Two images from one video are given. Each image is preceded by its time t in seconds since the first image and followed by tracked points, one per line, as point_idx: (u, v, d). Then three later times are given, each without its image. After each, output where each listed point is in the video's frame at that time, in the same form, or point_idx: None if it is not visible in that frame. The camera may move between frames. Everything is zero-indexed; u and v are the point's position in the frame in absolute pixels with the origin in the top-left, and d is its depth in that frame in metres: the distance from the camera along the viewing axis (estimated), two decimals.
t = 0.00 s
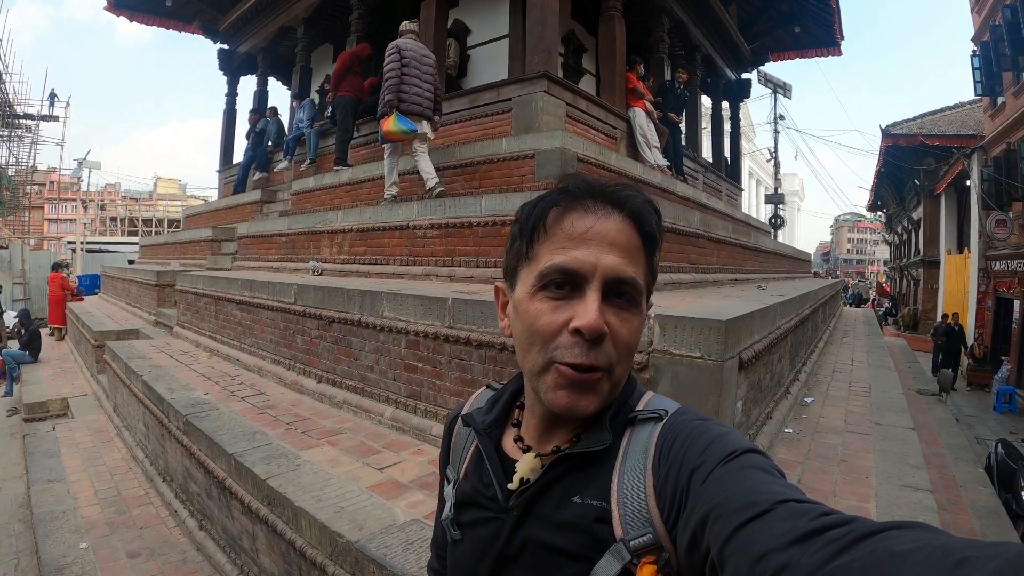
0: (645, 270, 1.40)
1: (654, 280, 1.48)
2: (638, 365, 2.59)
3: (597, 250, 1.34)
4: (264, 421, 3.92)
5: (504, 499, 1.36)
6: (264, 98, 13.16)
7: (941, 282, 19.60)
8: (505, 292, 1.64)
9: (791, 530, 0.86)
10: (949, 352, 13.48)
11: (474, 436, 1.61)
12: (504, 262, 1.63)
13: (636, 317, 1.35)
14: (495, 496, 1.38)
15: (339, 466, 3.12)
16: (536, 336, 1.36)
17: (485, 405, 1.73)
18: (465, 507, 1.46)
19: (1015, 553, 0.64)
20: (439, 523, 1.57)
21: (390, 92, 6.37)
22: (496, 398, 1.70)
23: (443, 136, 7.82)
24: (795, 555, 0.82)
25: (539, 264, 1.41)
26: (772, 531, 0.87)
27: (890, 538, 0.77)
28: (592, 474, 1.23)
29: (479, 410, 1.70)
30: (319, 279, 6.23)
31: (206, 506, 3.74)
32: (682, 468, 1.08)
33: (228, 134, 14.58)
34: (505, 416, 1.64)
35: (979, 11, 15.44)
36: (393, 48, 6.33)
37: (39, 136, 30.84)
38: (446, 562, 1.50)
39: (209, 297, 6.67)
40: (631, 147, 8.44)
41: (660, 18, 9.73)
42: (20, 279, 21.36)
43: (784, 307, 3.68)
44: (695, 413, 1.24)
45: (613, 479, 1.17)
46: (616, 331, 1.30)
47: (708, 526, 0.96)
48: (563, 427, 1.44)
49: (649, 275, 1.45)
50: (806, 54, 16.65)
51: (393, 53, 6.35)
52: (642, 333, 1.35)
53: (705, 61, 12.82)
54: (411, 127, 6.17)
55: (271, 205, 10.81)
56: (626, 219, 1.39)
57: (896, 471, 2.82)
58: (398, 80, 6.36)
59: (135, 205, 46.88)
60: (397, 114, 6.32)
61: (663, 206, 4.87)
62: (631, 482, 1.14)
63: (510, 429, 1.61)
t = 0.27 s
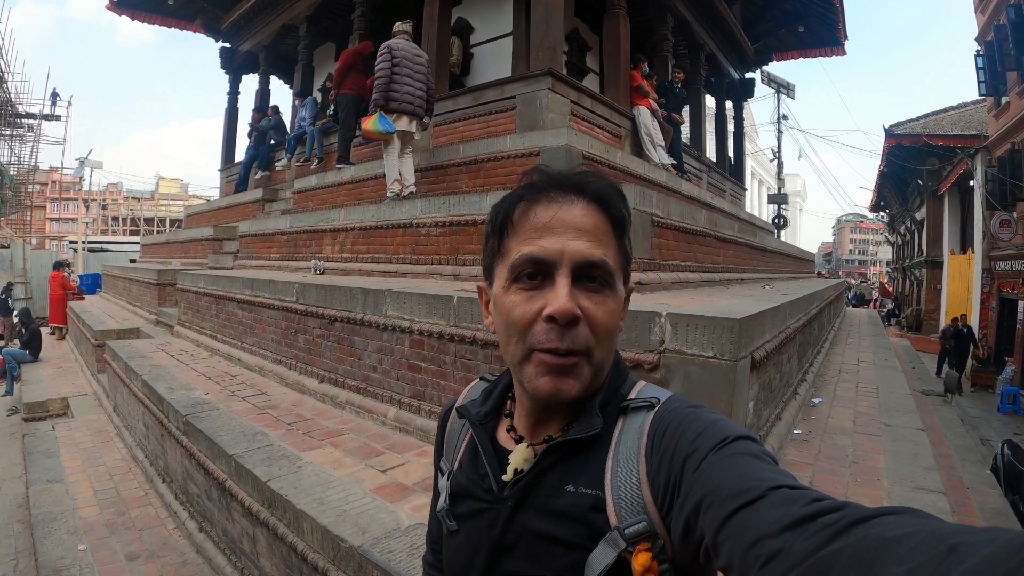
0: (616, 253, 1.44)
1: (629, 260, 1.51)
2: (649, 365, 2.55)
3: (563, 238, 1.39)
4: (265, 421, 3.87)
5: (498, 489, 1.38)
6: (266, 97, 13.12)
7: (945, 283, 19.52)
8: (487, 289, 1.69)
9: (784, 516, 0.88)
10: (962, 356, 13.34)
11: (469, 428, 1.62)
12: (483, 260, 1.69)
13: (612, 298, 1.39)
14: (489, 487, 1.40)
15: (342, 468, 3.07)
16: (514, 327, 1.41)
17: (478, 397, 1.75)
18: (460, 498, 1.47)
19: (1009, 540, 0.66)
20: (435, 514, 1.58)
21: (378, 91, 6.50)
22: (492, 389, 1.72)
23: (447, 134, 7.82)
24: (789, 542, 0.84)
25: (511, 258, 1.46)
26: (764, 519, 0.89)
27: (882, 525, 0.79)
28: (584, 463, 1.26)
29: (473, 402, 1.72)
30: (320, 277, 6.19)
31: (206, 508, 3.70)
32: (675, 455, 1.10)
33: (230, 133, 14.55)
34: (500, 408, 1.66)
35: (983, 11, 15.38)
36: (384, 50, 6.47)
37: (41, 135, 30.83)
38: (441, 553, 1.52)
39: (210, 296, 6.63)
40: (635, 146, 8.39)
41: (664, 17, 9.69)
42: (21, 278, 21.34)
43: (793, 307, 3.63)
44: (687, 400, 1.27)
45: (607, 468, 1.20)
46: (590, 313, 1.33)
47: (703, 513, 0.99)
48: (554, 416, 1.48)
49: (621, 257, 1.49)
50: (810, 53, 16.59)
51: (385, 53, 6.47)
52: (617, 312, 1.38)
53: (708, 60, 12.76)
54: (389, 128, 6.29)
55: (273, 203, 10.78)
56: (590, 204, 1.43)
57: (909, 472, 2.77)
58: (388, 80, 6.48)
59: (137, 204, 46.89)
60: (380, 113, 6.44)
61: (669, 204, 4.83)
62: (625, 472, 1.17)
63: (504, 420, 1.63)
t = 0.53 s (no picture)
0: (574, 245, 1.43)
1: (593, 251, 1.49)
2: (657, 366, 2.53)
3: (515, 239, 1.39)
4: (267, 423, 3.85)
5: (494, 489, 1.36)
6: (268, 96, 13.11)
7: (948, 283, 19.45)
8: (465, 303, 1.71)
9: (775, 513, 0.87)
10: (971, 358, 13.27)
11: (464, 429, 1.60)
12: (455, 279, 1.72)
13: (576, 289, 1.37)
14: (487, 487, 1.38)
15: (344, 470, 3.04)
16: (483, 334, 1.41)
17: (474, 397, 1.73)
18: (457, 497, 1.44)
19: (997, 535, 0.66)
20: (433, 515, 1.56)
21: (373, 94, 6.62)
22: (487, 391, 1.70)
23: (449, 133, 7.79)
24: (779, 538, 0.84)
25: (471, 269, 1.48)
26: (755, 515, 0.88)
27: (871, 520, 0.79)
28: (578, 461, 1.25)
29: (469, 403, 1.69)
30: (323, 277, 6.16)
31: (206, 510, 3.67)
32: (666, 451, 1.09)
33: (232, 133, 14.54)
34: (495, 409, 1.64)
35: (987, 11, 15.33)
36: (383, 53, 6.46)
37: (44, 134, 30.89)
38: (439, 553, 1.49)
39: (211, 295, 6.61)
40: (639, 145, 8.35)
41: (668, 16, 9.66)
42: (24, 278, 21.39)
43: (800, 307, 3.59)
44: (678, 397, 1.26)
45: (599, 466, 1.19)
46: (554, 308, 1.32)
47: (694, 510, 0.98)
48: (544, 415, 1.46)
49: (584, 248, 1.47)
50: (813, 53, 16.55)
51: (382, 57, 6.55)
52: (583, 303, 1.36)
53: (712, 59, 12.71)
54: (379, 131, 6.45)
55: (275, 203, 10.76)
56: (538, 203, 1.44)
57: (917, 475, 2.73)
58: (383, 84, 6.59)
59: (139, 204, 46.98)
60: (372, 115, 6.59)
61: (675, 203, 4.80)
62: (617, 469, 1.16)
63: (498, 421, 1.61)
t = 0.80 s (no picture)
0: (579, 252, 1.40)
1: (597, 259, 1.47)
2: (665, 370, 2.50)
3: (520, 244, 1.37)
4: (268, 425, 3.82)
5: (493, 496, 1.34)
6: (269, 97, 13.10)
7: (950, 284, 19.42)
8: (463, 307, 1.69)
9: (775, 517, 0.85)
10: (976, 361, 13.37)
11: (464, 435, 1.57)
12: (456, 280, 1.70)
13: (579, 297, 1.35)
14: (485, 493, 1.36)
15: (347, 474, 3.02)
16: (482, 338, 1.39)
17: (474, 403, 1.71)
18: (457, 504, 1.43)
19: (999, 539, 0.64)
20: (434, 521, 1.54)
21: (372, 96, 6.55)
22: (486, 397, 1.68)
23: (451, 133, 7.76)
24: (780, 543, 0.82)
25: (474, 271, 1.46)
26: (756, 519, 0.86)
27: (872, 525, 0.77)
28: (577, 466, 1.23)
29: (469, 409, 1.67)
30: (324, 278, 6.15)
31: (207, 513, 3.65)
32: (666, 456, 1.07)
33: (233, 133, 14.53)
34: (495, 416, 1.61)
35: (988, 12, 15.33)
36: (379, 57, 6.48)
37: (44, 134, 30.89)
38: (440, 559, 1.47)
39: (212, 297, 6.60)
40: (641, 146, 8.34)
41: (670, 17, 9.64)
42: (24, 278, 21.39)
43: (806, 309, 3.57)
44: (678, 402, 1.24)
45: (599, 471, 1.17)
46: (556, 315, 1.30)
47: (695, 515, 0.96)
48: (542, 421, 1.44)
49: (589, 257, 1.45)
50: (815, 54, 16.54)
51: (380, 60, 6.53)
52: (586, 312, 1.34)
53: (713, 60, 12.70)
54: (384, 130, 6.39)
55: (276, 204, 10.75)
56: (545, 209, 1.41)
57: (924, 479, 2.71)
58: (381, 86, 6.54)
59: (140, 205, 46.97)
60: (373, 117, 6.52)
61: (678, 204, 4.77)
62: (617, 474, 1.14)
63: (498, 427, 1.58)
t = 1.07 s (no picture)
0: (573, 257, 1.38)
1: (594, 265, 1.43)
2: (668, 372, 2.49)
3: (510, 248, 1.36)
4: (269, 427, 3.81)
5: (488, 501, 1.33)
6: (270, 96, 13.09)
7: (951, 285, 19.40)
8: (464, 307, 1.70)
9: (770, 519, 0.84)
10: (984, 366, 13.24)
11: (459, 440, 1.56)
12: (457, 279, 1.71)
13: (569, 303, 1.33)
14: (480, 498, 1.35)
15: (348, 476, 3.01)
16: (471, 340, 1.40)
17: (469, 407, 1.69)
18: (453, 509, 1.42)
19: (992, 540, 0.62)
20: (430, 526, 1.53)
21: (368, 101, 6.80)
22: (481, 401, 1.67)
23: (452, 134, 7.75)
24: (775, 546, 0.80)
25: (467, 273, 1.46)
26: (749, 522, 0.85)
27: (867, 526, 0.75)
28: (572, 471, 1.22)
29: (464, 413, 1.66)
30: (325, 279, 6.14)
31: (207, 515, 3.64)
32: (661, 460, 1.06)
33: (234, 133, 14.52)
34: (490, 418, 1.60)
35: (990, 13, 15.30)
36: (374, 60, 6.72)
37: (46, 134, 30.90)
38: (437, 564, 1.46)
39: (213, 297, 6.59)
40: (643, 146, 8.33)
41: (672, 17, 9.60)
42: (24, 278, 21.39)
43: (808, 310, 3.56)
44: (674, 406, 1.22)
45: (594, 476, 1.16)
46: (542, 322, 1.29)
47: (690, 519, 0.94)
48: (535, 426, 1.43)
49: (585, 263, 1.41)
50: (816, 54, 16.52)
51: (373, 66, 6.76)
52: (575, 319, 1.32)
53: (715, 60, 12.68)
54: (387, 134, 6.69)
55: (277, 204, 10.75)
56: (539, 213, 1.39)
57: (926, 481, 2.69)
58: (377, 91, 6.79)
59: (141, 204, 46.99)
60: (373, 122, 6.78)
61: (680, 205, 4.75)
62: (613, 479, 1.12)
63: (493, 430, 1.57)
